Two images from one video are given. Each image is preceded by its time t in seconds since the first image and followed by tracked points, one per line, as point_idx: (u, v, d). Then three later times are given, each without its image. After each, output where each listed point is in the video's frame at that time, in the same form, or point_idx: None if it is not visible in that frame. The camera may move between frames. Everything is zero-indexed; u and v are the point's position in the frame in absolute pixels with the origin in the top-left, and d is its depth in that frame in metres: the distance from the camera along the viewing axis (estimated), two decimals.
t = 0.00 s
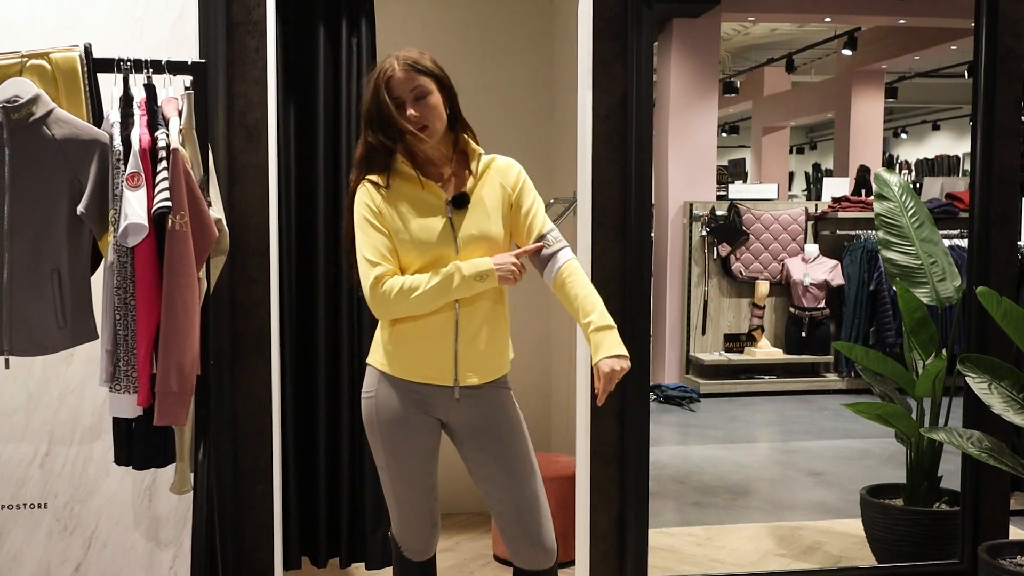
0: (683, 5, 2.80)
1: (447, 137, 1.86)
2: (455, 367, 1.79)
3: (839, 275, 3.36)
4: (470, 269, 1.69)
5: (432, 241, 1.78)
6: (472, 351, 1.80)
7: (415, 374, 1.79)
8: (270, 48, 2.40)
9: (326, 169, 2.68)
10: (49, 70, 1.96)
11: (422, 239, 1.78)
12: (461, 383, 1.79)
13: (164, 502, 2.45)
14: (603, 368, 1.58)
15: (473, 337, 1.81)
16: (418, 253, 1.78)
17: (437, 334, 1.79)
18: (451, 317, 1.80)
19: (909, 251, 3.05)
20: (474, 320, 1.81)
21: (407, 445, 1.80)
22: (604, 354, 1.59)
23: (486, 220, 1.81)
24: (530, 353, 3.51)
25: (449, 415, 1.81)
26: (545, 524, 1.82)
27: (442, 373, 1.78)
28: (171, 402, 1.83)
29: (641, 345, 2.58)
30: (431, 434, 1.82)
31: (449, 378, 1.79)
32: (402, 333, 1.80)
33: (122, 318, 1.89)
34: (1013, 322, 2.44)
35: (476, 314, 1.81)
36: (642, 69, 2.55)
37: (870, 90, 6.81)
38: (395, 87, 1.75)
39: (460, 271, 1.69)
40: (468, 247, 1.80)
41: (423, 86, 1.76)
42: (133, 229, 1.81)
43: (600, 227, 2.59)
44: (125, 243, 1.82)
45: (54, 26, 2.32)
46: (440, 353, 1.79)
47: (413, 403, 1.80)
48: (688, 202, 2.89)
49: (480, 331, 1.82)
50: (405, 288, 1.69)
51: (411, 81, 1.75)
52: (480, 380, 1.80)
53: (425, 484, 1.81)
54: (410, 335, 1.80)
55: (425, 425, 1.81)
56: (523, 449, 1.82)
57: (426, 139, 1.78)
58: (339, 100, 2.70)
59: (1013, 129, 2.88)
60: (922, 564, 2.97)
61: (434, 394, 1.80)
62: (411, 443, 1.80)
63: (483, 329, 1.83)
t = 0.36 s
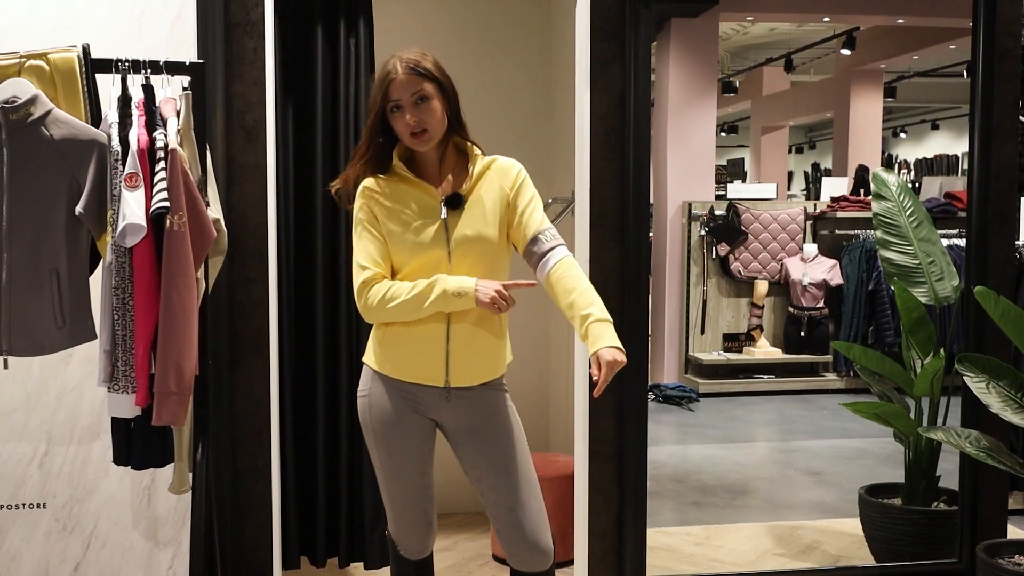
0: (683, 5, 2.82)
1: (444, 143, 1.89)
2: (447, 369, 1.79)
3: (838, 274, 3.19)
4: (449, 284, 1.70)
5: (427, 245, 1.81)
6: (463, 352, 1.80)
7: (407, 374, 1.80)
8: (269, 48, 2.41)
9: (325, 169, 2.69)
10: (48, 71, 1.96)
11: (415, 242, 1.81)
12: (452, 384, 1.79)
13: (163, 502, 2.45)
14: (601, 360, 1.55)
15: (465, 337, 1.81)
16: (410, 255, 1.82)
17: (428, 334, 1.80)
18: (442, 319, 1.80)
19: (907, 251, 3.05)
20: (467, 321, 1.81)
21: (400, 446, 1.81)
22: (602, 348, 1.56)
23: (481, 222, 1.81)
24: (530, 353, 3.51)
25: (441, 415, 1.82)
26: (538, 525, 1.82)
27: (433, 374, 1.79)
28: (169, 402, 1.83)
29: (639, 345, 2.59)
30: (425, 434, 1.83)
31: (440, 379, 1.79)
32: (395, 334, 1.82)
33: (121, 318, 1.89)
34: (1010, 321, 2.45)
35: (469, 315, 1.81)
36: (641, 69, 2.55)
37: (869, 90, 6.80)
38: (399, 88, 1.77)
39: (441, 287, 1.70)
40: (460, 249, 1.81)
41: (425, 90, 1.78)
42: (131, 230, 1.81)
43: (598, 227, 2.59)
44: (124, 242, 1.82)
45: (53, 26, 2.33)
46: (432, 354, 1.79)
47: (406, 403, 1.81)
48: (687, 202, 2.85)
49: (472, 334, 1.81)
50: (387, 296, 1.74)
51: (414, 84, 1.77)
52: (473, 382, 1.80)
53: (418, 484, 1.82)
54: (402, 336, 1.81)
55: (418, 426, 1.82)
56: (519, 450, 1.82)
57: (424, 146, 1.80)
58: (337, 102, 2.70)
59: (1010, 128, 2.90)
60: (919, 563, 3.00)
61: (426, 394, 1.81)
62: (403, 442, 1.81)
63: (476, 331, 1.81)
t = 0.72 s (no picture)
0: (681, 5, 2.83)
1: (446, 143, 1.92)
2: (446, 369, 1.80)
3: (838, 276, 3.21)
4: (400, 281, 1.72)
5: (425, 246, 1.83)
6: (463, 352, 1.81)
7: (407, 374, 1.81)
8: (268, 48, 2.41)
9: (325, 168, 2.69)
10: (48, 71, 1.96)
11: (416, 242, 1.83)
12: (452, 384, 1.80)
13: (163, 502, 2.45)
14: (557, 396, 1.73)
15: (465, 337, 1.82)
16: (411, 254, 1.84)
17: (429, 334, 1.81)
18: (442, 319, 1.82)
19: (907, 250, 3.05)
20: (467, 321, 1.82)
21: (400, 446, 1.81)
22: (561, 386, 1.72)
23: (481, 222, 1.82)
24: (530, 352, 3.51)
25: (442, 415, 1.82)
26: (538, 527, 1.81)
27: (433, 374, 1.80)
28: (169, 402, 1.84)
29: (638, 344, 2.59)
30: (426, 435, 1.83)
31: (439, 378, 1.80)
32: (396, 333, 1.83)
33: (121, 317, 1.89)
34: (1010, 320, 2.45)
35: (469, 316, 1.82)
36: (641, 68, 2.55)
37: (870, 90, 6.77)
38: (407, 85, 1.81)
39: (393, 285, 1.73)
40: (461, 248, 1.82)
41: (432, 87, 1.82)
42: (131, 229, 1.81)
43: (598, 226, 2.60)
44: (124, 242, 1.82)
45: (53, 26, 2.33)
46: (433, 354, 1.80)
47: (406, 403, 1.82)
48: (687, 202, 2.85)
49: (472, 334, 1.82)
50: (354, 299, 1.78)
51: (421, 81, 1.81)
52: (473, 382, 1.81)
53: (418, 484, 1.82)
54: (403, 335, 1.83)
55: (418, 426, 1.82)
56: (520, 451, 1.82)
57: (430, 144, 1.84)
58: (337, 104, 2.71)
59: (1010, 127, 2.90)
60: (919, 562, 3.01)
61: (426, 394, 1.81)
62: (403, 442, 1.81)
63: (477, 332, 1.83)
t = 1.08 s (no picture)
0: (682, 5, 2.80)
1: (450, 142, 1.94)
2: (447, 369, 1.81)
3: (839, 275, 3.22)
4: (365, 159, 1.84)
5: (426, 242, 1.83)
6: (463, 352, 1.81)
7: (407, 374, 1.82)
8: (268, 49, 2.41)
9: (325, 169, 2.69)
10: (48, 72, 1.97)
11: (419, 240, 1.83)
12: (452, 384, 1.81)
13: (163, 502, 2.45)
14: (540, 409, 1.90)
15: (466, 337, 1.82)
16: (413, 251, 1.84)
17: (430, 334, 1.82)
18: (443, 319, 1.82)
19: (907, 250, 3.05)
20: (467, 322, 1.83)
21: (399, 446, 1.82)
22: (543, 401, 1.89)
23: (484, 223, 1.84)
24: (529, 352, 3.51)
25: (441, 415, 1.82)
26: (537, 526, 1.82)
27: (434, 374, 1.80)
28: (169, 402, 1.84)
29: (638, 344, 2.59)
30: (425, 435, 1.83)
31: (439, 379, 1.81)
32: (397, 333, 1.84)
33: (121, 318, 1.89)
34: (1009, 320, 2.45)
35: (470, 317, 1.83)
36: (641, 68, 2.55)
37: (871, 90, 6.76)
38: (410, 88, 1.84)
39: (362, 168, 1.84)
40: (464, 248, 1.81)
41: (434, 87, 1.84)
42: (131, 230, 1.82)
43: (597, 227, 2.60)
44: (124, 243, 1.83)
45: (53, 27, 2.33)
46: (433, 354, 1.81)
47: (406, 403, 1.82)
48: (688, 202, 2.84)
49: (472, 335, 1.83)
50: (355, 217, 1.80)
51: (423, 81, 1.83)
52: (473, 382, 1.81)
53: (417, 485, 1.82)
54: (404, 336, 1.83)
55: (418, 427, 1.82)
56: (519, 451, 1.83)
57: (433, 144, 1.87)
58: (337, 105, 2.71)
59: (1009, 127, 2.90)
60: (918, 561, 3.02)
61: (426, 395, 1.82)
62: (403, 442, 1.82)
63: (477, 332, 1.83)
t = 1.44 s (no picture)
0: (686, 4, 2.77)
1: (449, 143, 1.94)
2: (442, 367, 1.82)
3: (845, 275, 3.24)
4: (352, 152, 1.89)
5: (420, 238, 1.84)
6: (458, 350, 1.83)
7: (403, 373, 1.82)
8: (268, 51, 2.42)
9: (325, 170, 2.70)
10: (48, 74, 1.98)
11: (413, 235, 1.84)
12: (449, 384, 1.81)
13: (163, 502, 2.46)
14: (534, 402, 1.83)
15: (461, 334, 1.84)
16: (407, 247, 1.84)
17: (425, 332, 1.83)
18: (438, 318, 1.84)
19: (907, 251, 3.05)
20: (461, 320, 1.84)
21: (396, 446, 1.82)
22: (538, 393, 1.83)
23: (479, 221, 1.85)
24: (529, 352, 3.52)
25: (438, 415, 1.83)
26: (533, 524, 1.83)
27: (430, 372, 1.81)
28: (166, 402, 1.85)
29: (637, 345, 2.60)
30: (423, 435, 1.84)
31: (436, 377, 1.81)
32: (393, 331, 1.84)
33: (119, 318, 1.90)
34: (1008, 322, 2.45)
35: (465, 316, 1.85)
36: (639, 69, 2.56)
37: (875, 90, 6.76)
38: (426, 80, 1.83)
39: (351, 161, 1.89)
40: (458, 246, 1.83)
41: (449, 84, 1.85)
42: (129, 231, 1.83)
43: (597, 227, 2.60)
44: (122, 244, 1.84)
45: (53, 29, 2.34)
46: (429, 352, 1.82)
47: (402, 402, 1.82)
48: (691, 202, 2.83)
49: (467, 332, 1.84)
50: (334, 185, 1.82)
51: (439, 77, 1.83)
52: (469, 381, 1.82)
53: (414, 485, 1.83)
54: (399, 334, 1.84)
55: (415, 427, 1.83)
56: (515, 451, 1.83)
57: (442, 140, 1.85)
58: (337, 105, 2.72)
59: (1010, 128, 2.90)
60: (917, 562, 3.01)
61: (423, 394, 1.82)
62: (400, 443, 1.82)
63: (470, 330, 1.85)
